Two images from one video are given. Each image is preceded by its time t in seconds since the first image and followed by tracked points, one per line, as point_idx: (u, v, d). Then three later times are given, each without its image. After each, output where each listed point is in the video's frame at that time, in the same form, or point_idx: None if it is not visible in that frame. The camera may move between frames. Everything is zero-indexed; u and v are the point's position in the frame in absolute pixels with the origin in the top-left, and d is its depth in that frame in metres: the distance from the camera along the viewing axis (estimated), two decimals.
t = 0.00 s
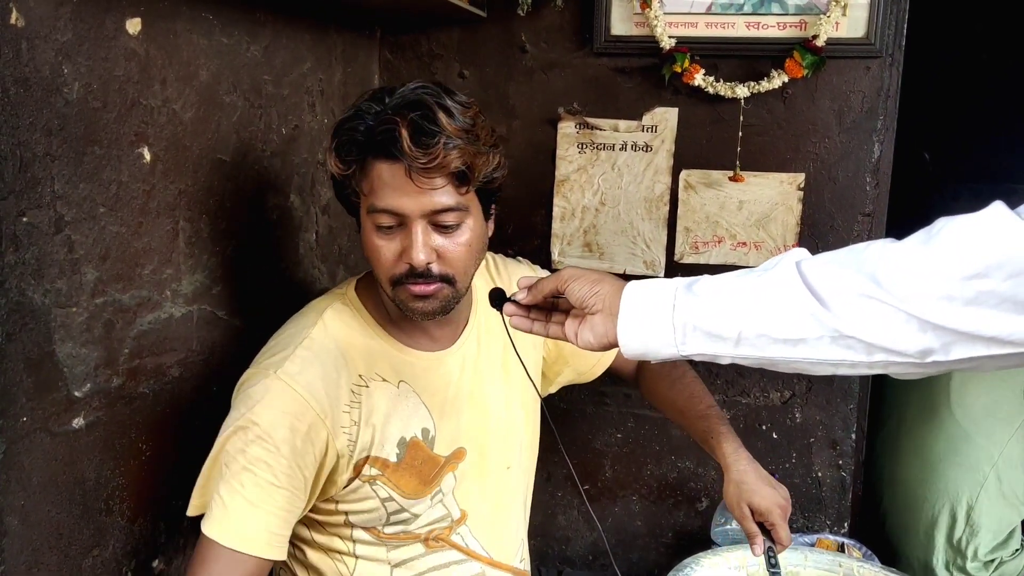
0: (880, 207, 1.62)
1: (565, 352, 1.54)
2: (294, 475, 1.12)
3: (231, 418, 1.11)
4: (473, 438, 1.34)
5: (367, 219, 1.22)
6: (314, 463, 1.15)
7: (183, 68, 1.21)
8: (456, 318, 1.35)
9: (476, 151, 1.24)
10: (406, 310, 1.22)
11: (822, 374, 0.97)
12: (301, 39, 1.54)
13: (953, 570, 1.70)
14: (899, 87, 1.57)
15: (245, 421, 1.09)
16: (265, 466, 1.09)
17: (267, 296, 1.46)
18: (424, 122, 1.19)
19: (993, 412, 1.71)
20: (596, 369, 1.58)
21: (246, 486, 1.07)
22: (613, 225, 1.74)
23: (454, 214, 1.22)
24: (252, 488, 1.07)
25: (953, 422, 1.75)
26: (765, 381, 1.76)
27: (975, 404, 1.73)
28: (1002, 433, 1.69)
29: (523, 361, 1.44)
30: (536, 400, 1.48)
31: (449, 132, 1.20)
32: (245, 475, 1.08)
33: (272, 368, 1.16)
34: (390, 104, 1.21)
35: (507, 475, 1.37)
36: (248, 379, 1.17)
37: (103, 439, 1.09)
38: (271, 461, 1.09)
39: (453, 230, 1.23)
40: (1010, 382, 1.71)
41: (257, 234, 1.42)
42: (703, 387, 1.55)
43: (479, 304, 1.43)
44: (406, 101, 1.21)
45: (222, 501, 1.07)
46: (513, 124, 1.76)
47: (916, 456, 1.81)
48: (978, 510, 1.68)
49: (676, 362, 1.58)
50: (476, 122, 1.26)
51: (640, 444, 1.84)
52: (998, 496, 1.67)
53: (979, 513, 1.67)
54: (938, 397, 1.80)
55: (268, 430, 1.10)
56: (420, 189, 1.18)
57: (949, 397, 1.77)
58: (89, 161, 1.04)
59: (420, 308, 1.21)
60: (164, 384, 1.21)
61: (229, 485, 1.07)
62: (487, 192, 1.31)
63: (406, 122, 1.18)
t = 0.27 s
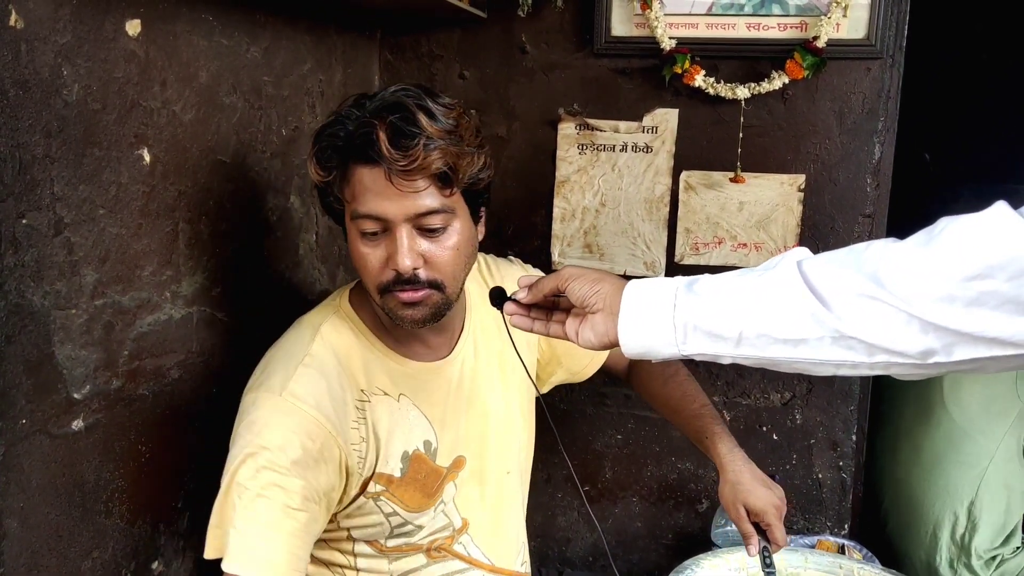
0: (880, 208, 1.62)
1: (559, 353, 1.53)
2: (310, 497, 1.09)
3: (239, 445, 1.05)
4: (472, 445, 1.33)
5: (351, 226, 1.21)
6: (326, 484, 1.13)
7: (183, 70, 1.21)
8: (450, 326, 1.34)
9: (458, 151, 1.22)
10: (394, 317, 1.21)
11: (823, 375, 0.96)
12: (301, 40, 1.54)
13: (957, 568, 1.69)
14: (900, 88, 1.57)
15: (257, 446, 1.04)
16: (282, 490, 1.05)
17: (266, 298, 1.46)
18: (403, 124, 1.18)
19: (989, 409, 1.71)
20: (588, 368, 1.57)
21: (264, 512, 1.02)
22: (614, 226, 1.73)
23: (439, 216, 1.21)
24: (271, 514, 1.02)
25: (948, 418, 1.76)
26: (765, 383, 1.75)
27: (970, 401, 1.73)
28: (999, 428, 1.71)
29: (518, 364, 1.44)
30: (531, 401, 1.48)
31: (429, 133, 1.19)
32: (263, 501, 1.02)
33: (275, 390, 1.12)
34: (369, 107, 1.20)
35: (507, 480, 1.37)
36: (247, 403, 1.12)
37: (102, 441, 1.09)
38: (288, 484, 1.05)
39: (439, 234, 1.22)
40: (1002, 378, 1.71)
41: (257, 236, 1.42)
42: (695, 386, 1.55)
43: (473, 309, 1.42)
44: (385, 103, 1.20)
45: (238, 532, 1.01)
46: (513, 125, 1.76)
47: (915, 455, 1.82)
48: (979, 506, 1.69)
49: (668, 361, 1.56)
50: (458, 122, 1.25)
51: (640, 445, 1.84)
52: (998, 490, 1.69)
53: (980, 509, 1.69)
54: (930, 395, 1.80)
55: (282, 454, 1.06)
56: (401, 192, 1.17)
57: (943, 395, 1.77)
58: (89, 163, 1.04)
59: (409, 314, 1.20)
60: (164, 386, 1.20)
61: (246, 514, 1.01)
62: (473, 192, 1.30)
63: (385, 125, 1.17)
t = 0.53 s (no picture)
0: (880, 210, 1.62)
1: (553, 353, 1.53)
2: (317, 517, 1.07)
3: (244, 467, 1.03)
4: (470, 456, 1.33)
5: (344, 238, 1.21)
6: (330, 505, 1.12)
7: (183, 72, 1.21)
8: (447, 337, 1.34)
9: (452, 159, 1.22)
10: (391, 330, 1.21)
11: (827, 378, 0.97)
12: (301, 42, 1.54)
13: (941, 565, 1.71)
14: (899, 90, 1.57)
15: (264, 468, 1.03)
16: (289, 510, 1.03)
17: (266, 300, 1.46)
18: (397, 133, 1.17)
19: (964, 405, 1.73)
20: (581, 367, 1.56)
21: (271, 533, 0.99)
22: (613, 228, 1.74)
23: (434, 227, 1.21)
24: (279, 534, 1.00)
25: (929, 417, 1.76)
26: (765, 385, 1.75)
27: (944, 398, 1.75)
28: (976, 425, 1.71)
29: (513, 370, 1.44)
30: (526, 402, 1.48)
31: (423, 142, 1.19)
32: (270, 522, 1.00)
33: (277, 412, 1.11)
34: (361, 116, 1.20)
35: (506, 487, 1.37)
36: (247, 425, 1.10)
37: (101, 443, 1.09)
38: (295, 504, 1.04)
39: (435, 244, 1.22)
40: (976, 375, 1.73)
41: (257, 238, 1.42)
42: (688, 382, 1.54)
43: (467, 317, 1.42)
44: (377, 112, 1.20)
45: (245, 555, 0.98)
46: (512, 127, 1.76)
47: (898, 453, 1.82)
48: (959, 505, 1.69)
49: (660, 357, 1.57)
50: (451, 129, 1.25)
51: (640, 447, 1.84)
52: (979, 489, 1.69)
53: (959, 505, 1.69)
54: (914, 395, 1.81)
55: (288, 474, 1.05)
56: (396, 204, 1.17)
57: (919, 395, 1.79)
58: (89, 166, 1.04)
59: (405, 327, 1.20)
60: (164, 388, 1.20)
61: (253, 536, 0.98)
62: (467, 201, 1.30)
63: (378, 134, 1.16)
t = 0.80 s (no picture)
0: (877, 213, 1.62)
1: (550, 357, 1.53)
2: (304, 526, 1.06)
3: (234, 473, 1.02)
4: (466, 462, 1.34)
5: (344, 247, 1.20)
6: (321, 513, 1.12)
7: (180, 77, 1.21)
8: (444, 345, 1.33)
9: (453, 169, 1.22)
10: (390, 339, 1.21)
11: (829, 382, 0.97)
12: (299, 46, 1.54)
13: (938, 569, 1.72)
14: (896, 93, 1.57)
15: (254, 474, 1.02)
16: (277, 517, 1.02)
17: (264, 303, 1.46)
18: (399, 143, 1.17)
19: (964, 409, 1.72)
20: (578, 372, 1.57)
21: (256, 540, 0.98)
22: (611, 231, 1.74)
23: (435, 236, 1.21)
24: (265, 541, 0.99)
25: (927, 423, 1.76)
26: (763, 388, 1.76)
27: (942, 401, 1.75)
28: (975, 431, 1.71)
29: (509, 375, 1.44)
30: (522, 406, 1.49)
31: (425, 151, 1.19)
32: (256, 529, 0.99)
33: (270, 418, 1.11)
34: (362, 125, 1.19)
35: (503, 492, 1.37)
36: (240, 431, 1.09)
37: (99, 448, 1.09)
38: (283, 512, 1.03)
39: (435, 253, 1.23)
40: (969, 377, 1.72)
41: (255, 242, 1.43)
42: (687, 385, 1.55)
43: (465, 322, 1.42)
44: (379, 121, 1.19)
45: (230, 561, 0.97)
46: (510, 131, 1.76)
47: (894, 456, 1.83)
48: (958, 509, 1.70)
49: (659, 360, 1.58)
50: (452, 138, 1.25)
51: (638, 450, 1.84)
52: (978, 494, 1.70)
53: (957, 508, 1.70)
54: (909, 399, 1.81)
55: (278, 480, 1.04)
56: (398, 213, 1.17)
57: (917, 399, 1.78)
58: (86, 170, 1.04)
59: (405, 337, 1.21)
60: (161, 392, 1.20)
61: (238, 542, 0.97)
62: (467, 211, 1.31)
63: (379, 144, 1.16)
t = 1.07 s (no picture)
0: (874, 216, 1.63)
1: (550, 361, 1.52)
2: (287, 527, 1.07)
3: (221, 468, 1.03)
4: (462, 463, 1.34)
5: (345, 246, 1.21)
6: (307, 512, 1.12)
7: (178, 81, 1.22)
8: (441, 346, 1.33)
9: (453, 169, 1.23)
10: (390, 338, 1.21)
11: (829, 383, 0.97)
12: (297, 51, 1.55)
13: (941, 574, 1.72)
14: (893, 96, 1.57)
15: (240, 471, 1.03)
16: (259, 517, 1.03)
17: (262, 308, 1.46)
18: (399, 143, 1.18)
19: (969, 415, 1.72)
20: (579, 377, 1.57)
21: (237, 537, 0.99)
22: (609, 234, 1.74)
23: (435, 235, 1.21)
24: (245, 540, 1.00)
25: (931, 428, 1.76)
26: (761, 391, 1.76)
27: (951, 407, 1.73)
28: (980, 437, 1.71)
29: (507, 377, 1.44)
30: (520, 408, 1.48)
31: (426, 151, 1.19)
32: (237, 527, 1.00)
33: (260, 416, 1.11)
34: (363, 125, 1.20)
35: (500, 495, 1.37)
36: (231, 428, 1.11)
37: (97, 453, 1.09)
38: (265, 512, 1.04)
39: (435, 253, 1.23)
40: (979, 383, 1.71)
41: (253, 246, 1.43)
42: (688, 392, 1.55)
43: (462, 324, 1.42)
44: (380, 121, 1.20)
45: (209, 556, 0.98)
46: (508, 135, 1.77)
47: (899, 460, 1.82)
48: (962, 515, 1.70)
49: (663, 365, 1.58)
50: (452, 139, 1.25)
51: (637, 453, 1.84)
52: (982, 500, 1.70)
53: (961, 514, 1.70)
54: (913, 404, 1.81)
55: (262, 479, 1.05)
56: (399, 212, 1.17)
57: (921, 404, 1.78)
58: (83, 175, 1.04)
59: (404, 335, 1.21)
60: (159, 397, 1.20)
61: (219, 538, 0.98)
62: (467, 211, 1.31)
63: (381, 143, 1.16)
